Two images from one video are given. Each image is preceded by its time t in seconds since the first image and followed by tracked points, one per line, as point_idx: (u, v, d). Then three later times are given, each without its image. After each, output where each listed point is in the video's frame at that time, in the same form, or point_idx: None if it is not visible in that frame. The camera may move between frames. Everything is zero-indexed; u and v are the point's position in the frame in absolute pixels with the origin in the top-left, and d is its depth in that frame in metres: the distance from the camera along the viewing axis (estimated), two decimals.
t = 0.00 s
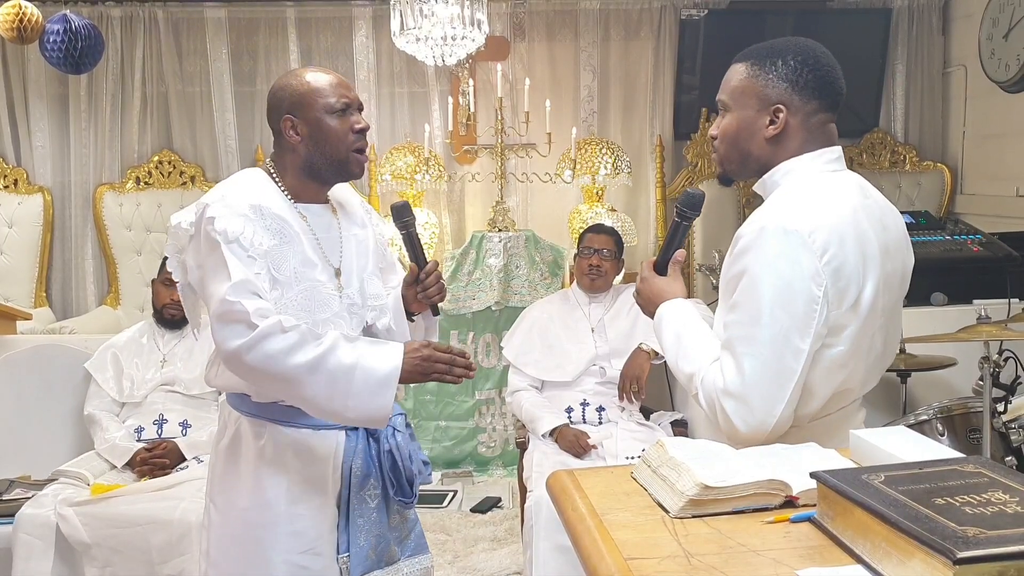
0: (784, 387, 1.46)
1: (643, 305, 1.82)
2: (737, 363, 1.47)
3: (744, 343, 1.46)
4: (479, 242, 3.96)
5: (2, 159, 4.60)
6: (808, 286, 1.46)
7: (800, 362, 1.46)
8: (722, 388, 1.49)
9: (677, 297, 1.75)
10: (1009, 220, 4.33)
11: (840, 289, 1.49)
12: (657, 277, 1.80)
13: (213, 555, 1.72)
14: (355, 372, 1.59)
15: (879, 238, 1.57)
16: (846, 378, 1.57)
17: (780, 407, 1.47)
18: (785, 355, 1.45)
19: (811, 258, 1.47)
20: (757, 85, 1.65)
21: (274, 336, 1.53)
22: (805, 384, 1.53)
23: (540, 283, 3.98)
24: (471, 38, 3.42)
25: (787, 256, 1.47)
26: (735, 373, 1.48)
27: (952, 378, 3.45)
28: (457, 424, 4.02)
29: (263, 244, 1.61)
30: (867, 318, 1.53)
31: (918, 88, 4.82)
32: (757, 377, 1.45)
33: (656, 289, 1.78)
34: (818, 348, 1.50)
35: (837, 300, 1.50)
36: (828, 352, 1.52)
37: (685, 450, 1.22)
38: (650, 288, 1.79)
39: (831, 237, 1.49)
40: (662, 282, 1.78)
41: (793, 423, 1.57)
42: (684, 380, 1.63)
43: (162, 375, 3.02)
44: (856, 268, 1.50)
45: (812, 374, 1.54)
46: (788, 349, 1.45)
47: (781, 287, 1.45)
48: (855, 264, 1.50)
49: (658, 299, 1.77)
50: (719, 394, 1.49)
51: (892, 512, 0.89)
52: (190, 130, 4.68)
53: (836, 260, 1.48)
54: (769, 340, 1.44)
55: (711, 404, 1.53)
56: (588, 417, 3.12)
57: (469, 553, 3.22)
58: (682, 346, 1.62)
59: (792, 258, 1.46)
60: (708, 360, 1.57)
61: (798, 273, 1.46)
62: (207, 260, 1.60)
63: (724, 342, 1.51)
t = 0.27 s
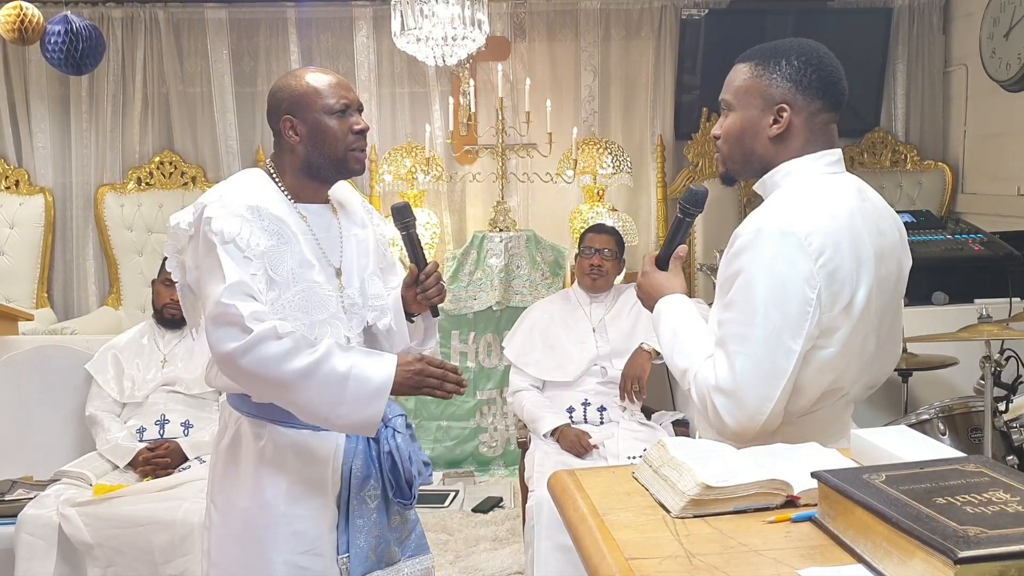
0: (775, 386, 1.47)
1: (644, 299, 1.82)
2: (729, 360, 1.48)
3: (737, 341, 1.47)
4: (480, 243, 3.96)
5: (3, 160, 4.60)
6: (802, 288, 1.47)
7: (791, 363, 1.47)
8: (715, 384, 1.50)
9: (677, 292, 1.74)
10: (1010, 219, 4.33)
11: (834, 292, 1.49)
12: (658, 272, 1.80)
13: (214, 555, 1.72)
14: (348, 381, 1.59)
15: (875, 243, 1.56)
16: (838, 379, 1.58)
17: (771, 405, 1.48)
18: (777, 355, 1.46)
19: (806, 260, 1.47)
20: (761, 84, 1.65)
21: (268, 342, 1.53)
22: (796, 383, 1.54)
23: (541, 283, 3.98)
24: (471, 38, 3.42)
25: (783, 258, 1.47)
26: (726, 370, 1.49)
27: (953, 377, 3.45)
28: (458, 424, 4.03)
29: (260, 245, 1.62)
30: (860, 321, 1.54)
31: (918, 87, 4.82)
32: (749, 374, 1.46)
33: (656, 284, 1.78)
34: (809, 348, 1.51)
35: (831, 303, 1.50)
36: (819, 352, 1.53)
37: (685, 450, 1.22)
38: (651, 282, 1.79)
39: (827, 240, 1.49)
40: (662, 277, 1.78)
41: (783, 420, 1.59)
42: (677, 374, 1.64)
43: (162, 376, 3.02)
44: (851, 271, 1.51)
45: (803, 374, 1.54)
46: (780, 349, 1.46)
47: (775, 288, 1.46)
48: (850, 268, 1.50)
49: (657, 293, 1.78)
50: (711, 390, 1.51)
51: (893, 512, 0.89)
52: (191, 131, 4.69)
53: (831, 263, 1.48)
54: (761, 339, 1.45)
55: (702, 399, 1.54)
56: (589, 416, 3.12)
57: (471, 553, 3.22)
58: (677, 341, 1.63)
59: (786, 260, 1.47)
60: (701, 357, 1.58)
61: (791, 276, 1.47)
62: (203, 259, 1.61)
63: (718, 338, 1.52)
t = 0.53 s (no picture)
0: (765, 387, 1.47)
1: (644, 302, 1.83)
2: (720, 360, 1.49)
3: (728, 341, 1.48)
4: (479, 244, 3.96)
5: (3, 161, 4.61)
6: (791, 290, 1.47)
7: (781, 363, 1.47)
8: (706, 384, 1.51)
9: (675, 295, 1.75)
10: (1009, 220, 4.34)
11: (823, 294, 1.49)
12: (659, 275, 1.80)
13: (214, 557, 1.72)
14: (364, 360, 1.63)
15: (866, 245, 1.56)
16: (829, 379, 1.58)
17: (762, 406, 1.49)
18: (767, 356, 1.46)
19: (795, 262, 1.47)
20: (756, 87, 1.65)
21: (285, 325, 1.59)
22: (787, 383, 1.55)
23: (540, 284, 3.98)
24: (471, 39, 3.42)
25: (771, 260, 1.47)
26: (717, 369, 1.50)
27: (953, 378, 3.45)
28: (458, 426, 4.03)
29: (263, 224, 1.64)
30: (850, 323, 1.54)
31: (918, 88, 4.82)
32: (740, 373, 1.47)
33: (657, 286, 1.78)
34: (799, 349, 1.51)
35: (820, 304, 1.50)
36: (809, 353, 1.53)
37: (685, 452, 1.22)
38: (651, 285, 1.79)
39: (817, 242, 1.49)
40: (662, 280, 1.78)
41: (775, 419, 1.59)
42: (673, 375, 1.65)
43: (161, 378, 3.02)
44: (840, 274, 1.50)
45: (792, 374, 1.55)
46: (769, 350, 1.46)
47: (763, 289, 1.47)
48: (839, 270, 1.50)
49: (656, 297, 1.78)
50: (702, 390, 1.52)
51: (892, 514, 0.89)
52: (191, 132, 4.69)
53: (820, 265, 1.49)
54: (751, 340, 1.46)
55: (696, 399, 1.55)
56: (588, 418, 3.12)
57: (470, 555, 3.22)
58: (672, 341, 1.64)
59: (775, 262, 1.47)
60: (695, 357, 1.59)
61: (779, 278, 1.47)
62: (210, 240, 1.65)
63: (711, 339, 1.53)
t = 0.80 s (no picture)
0: (777, 385, 1.47)
1: (642, 309, 1.82)
2: (732, 360, 1.48)
3: (737, 342, 1.47)
4: (480, 245, 3.96)
5: (3, 162, 4.61)
6: (798, 288, 1.47)
7: (792, 360, 1.47)
8: (718, 386, 1.49)
9: (675, 299, 1.74)
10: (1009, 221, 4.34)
11: (829, 291, 1.50)
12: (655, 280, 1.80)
13: (214, 558, 1.72)
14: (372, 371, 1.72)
15: (865, 241, 1.57)
16: (833, 376, 1.59)
17: (774, 405, 1.48)
18: (778, 355, 1.46)
19: (801, 261, 1.48)
20: (745, 92, 1.65)
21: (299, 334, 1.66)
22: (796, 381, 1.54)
23: (541, 286, 3.98)
24: (471, 41, 3.43)
25: (777, 259, 1.47)
26: (729, 371, 1.49)
27: (953, 379, 3.45)
28: (458, 427, 4.03)
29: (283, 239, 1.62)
30: (854, 318, 1.54)
31: (918, 89, 4.83)
32: (752, 373, 1.46)
33: (655, 292, 1.78)
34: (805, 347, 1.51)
35: (827, 301, 1.50)
36: (816, 350, 1.53)
37: (685, 454, 1.22)
38: (649, 291, 1.79)
39: (820, 240, 1.50)
40: (660, 286, 1.78)
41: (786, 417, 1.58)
42: (680, 379, 1.63)
43: (161, 380, 3.02)
44: (843, 271, 1.51)
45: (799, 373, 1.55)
46: (780, 348, 1.46)
47: (771, 288, 1.46)
48: (842, 266, 1.51)
49: (655, 302, 1.77)
50: (714, 391, 1.50)
51: (892, 516, 0.90)
52: (191, 134, 4.70)
53: (824, 263, 1.49)
54: (762, 340, 1.45)
55: (707, 402, 1.53)
56: (589, 420, 3.12)
57: (471, 556, 3.22)
58: (677, 346, 1.63)
59: (782, 260, 1.47)
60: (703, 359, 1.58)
61: (787, 276, 1.47)
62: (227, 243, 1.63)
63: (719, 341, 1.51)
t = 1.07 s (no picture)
0: (794, 378, 1.46)
1: (643, 314, 1.81)
2: (748, 356, 1.47)
3: (752, 337, 1.46)
4: (480, 245, 3.96)
5: (3, 162, 4.61)
6: (811, 281, 1.47)
7: (808, 352, 1.47)
8: (735, 381, 1.48)
9: (677, 302, 1.74)
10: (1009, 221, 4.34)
11: (840, 284, 1.51)
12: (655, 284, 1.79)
13: (215, 557, 1.72)
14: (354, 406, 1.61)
15: (868, 234, 1.60)
16: (839, 369, 1.60)
17: (792, 398, 1.47)
18: (794, 346, 1.46)
19: (813, 254, 1.48)
20: (740, 93, 1.65)
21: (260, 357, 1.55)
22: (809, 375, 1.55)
23: (541, 285, 3.97)
24: (472, 40, 3.43)
25: (790, 254, 1.48)
26: (747, 367, 1.47)
27: (953, 379, 3.45)
28: (458, 426, 4.03)
29: (281, 257, 1.62)
30: (862, 311, 1.56)
31: (919, 89, 4.82)
32: (769, 370, 1.45)
33: (656, 297, 1.77)
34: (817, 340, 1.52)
35: (838, 293, 1.51)
36: (827, 342, 1.53)
37: (686, 452, 1.22)
38: (650, 295, 1.78)
39: (830, 233, 1.51)
40: (661, 290, 1.77)
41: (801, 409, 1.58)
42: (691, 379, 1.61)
43: (162, 378, 3.02)
44: (853, 263, 1.52)
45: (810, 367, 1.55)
46: (795, 341, 1.46)
47: (785, 281, 1.47)
48: (852, 258, 1.52)
49: (657, 305, 1.77)
50: (732, 387, 1.48)
51: (892, 514, 0.90)
52: (192, 134, 4.70)
53: (835, 256, 1.50)
54: (777, 333, 1.45)
55: (722, 400, 1.51)
56: (589, 419, 3.12)
57: (471, 556, 3.22)
58: (688, 345, 1.61)
59: (794, 254, 1.48)
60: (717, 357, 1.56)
61: (800, 270, 1.47)
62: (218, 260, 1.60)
63: (732, 337, 1.51)
